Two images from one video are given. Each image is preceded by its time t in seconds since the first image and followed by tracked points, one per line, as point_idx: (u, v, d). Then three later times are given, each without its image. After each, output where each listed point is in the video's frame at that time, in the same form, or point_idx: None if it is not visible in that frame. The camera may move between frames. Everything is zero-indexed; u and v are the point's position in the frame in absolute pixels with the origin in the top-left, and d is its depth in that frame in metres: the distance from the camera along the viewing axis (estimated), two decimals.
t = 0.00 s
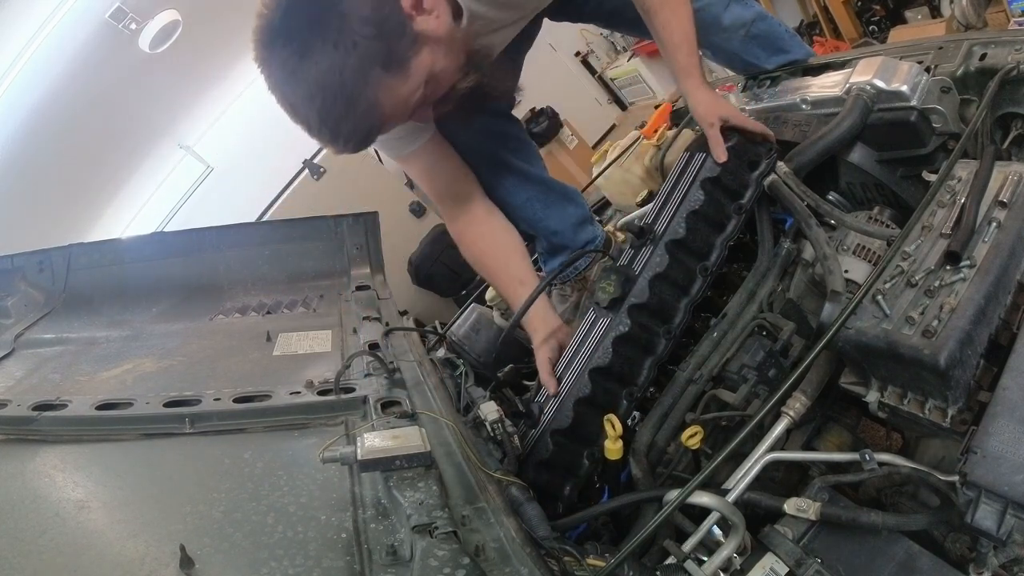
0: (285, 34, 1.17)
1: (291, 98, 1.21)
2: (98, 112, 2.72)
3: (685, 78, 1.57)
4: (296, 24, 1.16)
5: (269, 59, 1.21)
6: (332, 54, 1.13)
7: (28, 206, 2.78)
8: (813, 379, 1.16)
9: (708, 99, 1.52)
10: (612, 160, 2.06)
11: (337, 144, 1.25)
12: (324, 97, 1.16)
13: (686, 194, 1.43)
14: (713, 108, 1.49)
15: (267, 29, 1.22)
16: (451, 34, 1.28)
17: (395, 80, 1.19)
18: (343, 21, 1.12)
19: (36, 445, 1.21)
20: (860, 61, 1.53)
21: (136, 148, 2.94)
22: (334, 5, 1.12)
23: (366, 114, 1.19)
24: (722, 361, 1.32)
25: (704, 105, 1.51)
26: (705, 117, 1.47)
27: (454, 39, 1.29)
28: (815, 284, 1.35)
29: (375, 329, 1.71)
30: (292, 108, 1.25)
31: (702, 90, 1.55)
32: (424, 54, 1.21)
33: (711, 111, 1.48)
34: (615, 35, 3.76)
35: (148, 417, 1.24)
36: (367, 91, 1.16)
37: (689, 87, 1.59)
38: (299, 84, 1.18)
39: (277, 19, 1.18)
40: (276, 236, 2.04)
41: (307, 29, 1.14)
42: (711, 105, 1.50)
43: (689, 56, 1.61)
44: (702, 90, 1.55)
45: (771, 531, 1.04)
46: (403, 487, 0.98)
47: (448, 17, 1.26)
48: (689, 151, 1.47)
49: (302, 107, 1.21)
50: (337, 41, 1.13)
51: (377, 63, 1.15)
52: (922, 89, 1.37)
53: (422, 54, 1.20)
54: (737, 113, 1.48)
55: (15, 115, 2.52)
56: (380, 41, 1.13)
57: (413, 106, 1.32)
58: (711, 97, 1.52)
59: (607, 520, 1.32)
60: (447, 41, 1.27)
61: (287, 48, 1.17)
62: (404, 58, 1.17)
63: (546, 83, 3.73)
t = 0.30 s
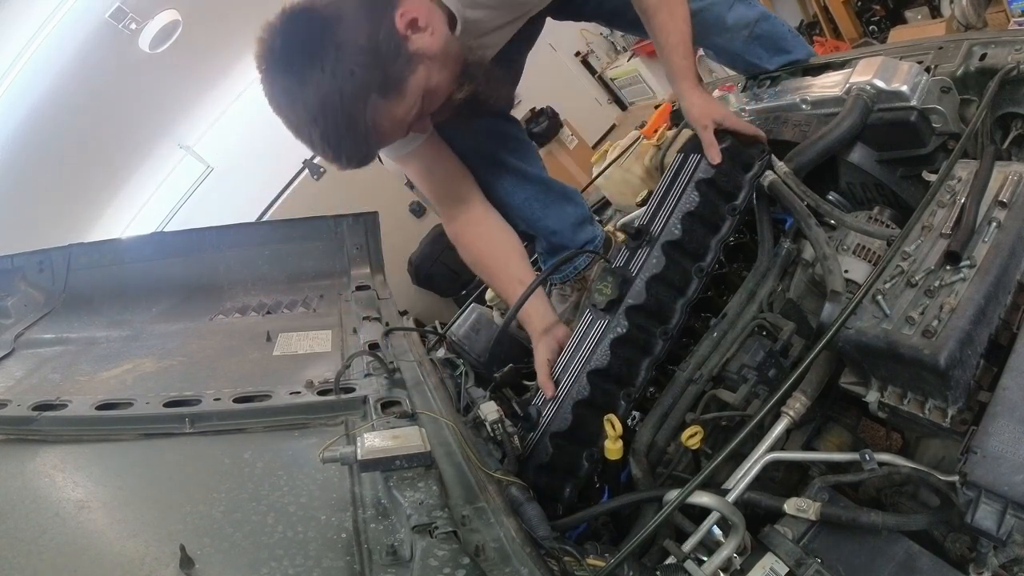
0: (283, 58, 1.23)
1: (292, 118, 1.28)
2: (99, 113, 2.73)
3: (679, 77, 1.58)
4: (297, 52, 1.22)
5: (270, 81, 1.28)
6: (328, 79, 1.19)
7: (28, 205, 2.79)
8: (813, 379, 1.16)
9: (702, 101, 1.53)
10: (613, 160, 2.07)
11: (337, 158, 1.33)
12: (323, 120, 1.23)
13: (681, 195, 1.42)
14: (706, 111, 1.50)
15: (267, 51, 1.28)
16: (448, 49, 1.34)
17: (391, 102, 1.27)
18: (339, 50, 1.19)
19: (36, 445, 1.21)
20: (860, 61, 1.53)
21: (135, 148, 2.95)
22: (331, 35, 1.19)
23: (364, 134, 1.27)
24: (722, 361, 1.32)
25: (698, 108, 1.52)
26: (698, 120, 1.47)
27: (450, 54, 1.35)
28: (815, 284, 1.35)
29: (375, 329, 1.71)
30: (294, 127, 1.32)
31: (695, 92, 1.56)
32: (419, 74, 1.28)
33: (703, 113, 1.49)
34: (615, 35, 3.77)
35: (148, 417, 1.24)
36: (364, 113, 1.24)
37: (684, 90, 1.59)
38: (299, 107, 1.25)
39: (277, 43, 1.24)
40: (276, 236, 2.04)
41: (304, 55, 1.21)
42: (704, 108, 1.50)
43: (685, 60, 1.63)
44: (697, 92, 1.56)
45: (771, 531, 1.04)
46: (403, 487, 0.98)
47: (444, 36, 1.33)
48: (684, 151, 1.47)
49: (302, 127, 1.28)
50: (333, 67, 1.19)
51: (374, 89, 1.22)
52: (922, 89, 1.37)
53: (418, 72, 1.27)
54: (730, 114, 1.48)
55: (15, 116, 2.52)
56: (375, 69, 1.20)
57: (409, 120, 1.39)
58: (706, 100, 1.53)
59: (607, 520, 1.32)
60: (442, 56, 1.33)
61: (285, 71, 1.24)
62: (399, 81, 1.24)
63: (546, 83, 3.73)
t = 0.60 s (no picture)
0: (304, 81, 1.26)
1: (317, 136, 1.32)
2: (98, 112, 2.74)
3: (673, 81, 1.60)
4: (313, 75, 1.25)
5: (293, 106, 1.31)
6: (349, 97, 1.22)
7: (30, 205, 2.78)
8: (813, 379, 1.16)
9: (696, 105, 1.54)
10: (612, 160, 2.07)
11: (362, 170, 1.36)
12: (348, 136, 1.26)
13: (674, 197, 1.44)
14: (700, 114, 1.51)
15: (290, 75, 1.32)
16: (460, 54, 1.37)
17: (411, 112, 1.28)
18: (358, 68, 1.21)
19: (36, 445, 1.21)
20: (860, 61, 1.53)
21: (135, 148, 2.98)
22: (348, 53, 1.22)
23: (388, 145, 1.30)
24: (722, 361, 1.32)
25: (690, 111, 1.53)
26: (692, 123, 1.49)
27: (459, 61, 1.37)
28: (815, 284, 1.35)
29: (375, 329, 1.71)
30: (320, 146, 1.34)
31: (688, 95, 1.58)
32: (435, 83, 1.30)
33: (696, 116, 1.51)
34: (615, 35, 3.77)
35: (148, 417, 1.24)
36: (386, 125, 1.26)
37: (679, 93, 1.61)
38: (323, 126, 1.28)
39: (298, 67, 1.28)
40: (277, 237, 2.04)
41: (323, 75, 1.24)
42: (698, 110, 1.52)
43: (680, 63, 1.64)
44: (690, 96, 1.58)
45: (772, 531, 1.04)
46: (403, 487, 0.98)
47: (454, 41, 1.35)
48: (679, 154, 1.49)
49: (328, 145, 1.31)
50: (352, 84, 1.21)
51: (394, 102, 1.24)
52: (922, 89, 1.37)
53: (434, 81, 1.29)
54: (723, 118, 1.49)
55: (15, 116, 2.52)
56: (393, 82, 1.22)
57: (427, 129, 1.41)
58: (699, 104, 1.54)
59: (607, 520, 1.32)
60: (455, 65, 1.35)
61: (306, 93, 1.26)
62: (418, 92, 1.26)
63: (546, 83, 3.73)
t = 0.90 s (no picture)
0: (332, 94, 1.21)
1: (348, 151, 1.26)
2: (98, 112, 2.74)
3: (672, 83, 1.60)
4: (344, 87, 1.20)
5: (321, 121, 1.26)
6: (384, 109, 1.18)
7: (31, 204, 2.80)
8: (813, 379, 1.16)
9: (694, 108, 1.55)
10: (612, 160, 2.08)
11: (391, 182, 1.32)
12: (381, 149, 1.22)
13: (673, 199, 1.44)
14: (697, 117, 1.52)
15: (313, 90, 1.26)
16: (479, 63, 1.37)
17: (441, 123, 1.27)
18: (391, 80, 1.18)
19: (36, 445, 1.21)
20: (860, 61, 1.53)
21: (136, 148, 2.99)
22: (380, 65, 1.19)
23: (420, 157, 1.27)
24: (722, 361, 1.32)
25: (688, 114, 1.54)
26: (688, 126, 1.50)
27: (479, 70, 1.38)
28: (815, 284, 1.34)
29: (375, 329, 1.71)
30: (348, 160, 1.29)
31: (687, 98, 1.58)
32: (461, 92, 1.30)
33: (694, 119, 1.52)
34: (615, 35, 3.77)
35: (148, 417, 1.24)
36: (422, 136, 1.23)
37: (677, 94, 1.61)
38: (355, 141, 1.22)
39: (323, 80, 1.23)
40: (276, 237, 2.04)
41: (355, 87, 1.19)
42: (696, 113, 1.52)
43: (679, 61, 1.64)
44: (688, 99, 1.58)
45: (771, 531, 1.04)
46: (403, 487, 0.98)
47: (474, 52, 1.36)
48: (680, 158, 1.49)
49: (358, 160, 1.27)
50: (387, 95, 1.18)
51: (428, 113, 1.23)
52: (922, 90, 1.37)
53: (461, 91, 1.29)
54: (720, 121, 1.50)
55: (15, 116, 2.53)
56: (427, 92, 1.21)
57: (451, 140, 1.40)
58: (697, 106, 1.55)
59: (607, 520, 1.32)
60: (477, 74, 1.35)
61: (337, 108, 1.21)
62: (447, 102, 1.25)
63: (546, 83, 3.73)
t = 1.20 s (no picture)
0: (338, 98, 1.21)
1: (354, 154, 1.27)
2: (98, 112, 2.75)
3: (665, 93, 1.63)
4: (348, 89, 1.20)
5: (324, 122, 1.26)
6: (390, 114, 1.18)
7: (31, 203, 2.81)
8: (813, 379, 1.16)
9: (685, 119, 1.59)
10: (612, 160, 2.09)
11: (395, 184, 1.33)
12: (386, 152, 1.23)
13: (670, 207, 1.49)
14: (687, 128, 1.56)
15: (318, 92, 1.26)
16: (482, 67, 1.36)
17: (444, 127, 1.27)
18: (397, 84, 1.17)
19: (36, 445, 1.21)
20: (860, 61, 1.53)
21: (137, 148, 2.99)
22: (385, 70, 1.18)
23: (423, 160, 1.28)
24: (722, 361, 1.32)
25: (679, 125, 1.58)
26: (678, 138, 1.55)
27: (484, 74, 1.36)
28: (816, 284, 1.34)
29: (375, 329, 1.71)
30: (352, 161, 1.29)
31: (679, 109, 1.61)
32: (467, 95, 1.29)
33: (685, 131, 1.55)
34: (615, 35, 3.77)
35: (148, 417, 1.24)
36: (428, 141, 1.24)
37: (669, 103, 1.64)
38: (360, 144, 1.23)
39: (328, 83, 1.23)
40: (276, 237, 2.04)
41: (360, 91, 1.19)
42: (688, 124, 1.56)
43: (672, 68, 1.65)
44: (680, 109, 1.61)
45: (772, 531, 1.04)
46: (403, 487, 0.98)
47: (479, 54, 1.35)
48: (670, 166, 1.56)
49: (363, 163, 1.27)
50: (393, 100, 1.18)
51: (433, 117, 1.22)
52: (922, 89, 1.37)
53: (466, 95, 1.28)
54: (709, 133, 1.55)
55: (15, 116, 2.53)
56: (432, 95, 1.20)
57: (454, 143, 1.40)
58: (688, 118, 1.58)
59: (607, 520, 1.32)
60: (481, 77, 1.34)
61: (342, 110, 1.21)
62: (452, 105, 1.25)
63: (546, 83, 3.74)
